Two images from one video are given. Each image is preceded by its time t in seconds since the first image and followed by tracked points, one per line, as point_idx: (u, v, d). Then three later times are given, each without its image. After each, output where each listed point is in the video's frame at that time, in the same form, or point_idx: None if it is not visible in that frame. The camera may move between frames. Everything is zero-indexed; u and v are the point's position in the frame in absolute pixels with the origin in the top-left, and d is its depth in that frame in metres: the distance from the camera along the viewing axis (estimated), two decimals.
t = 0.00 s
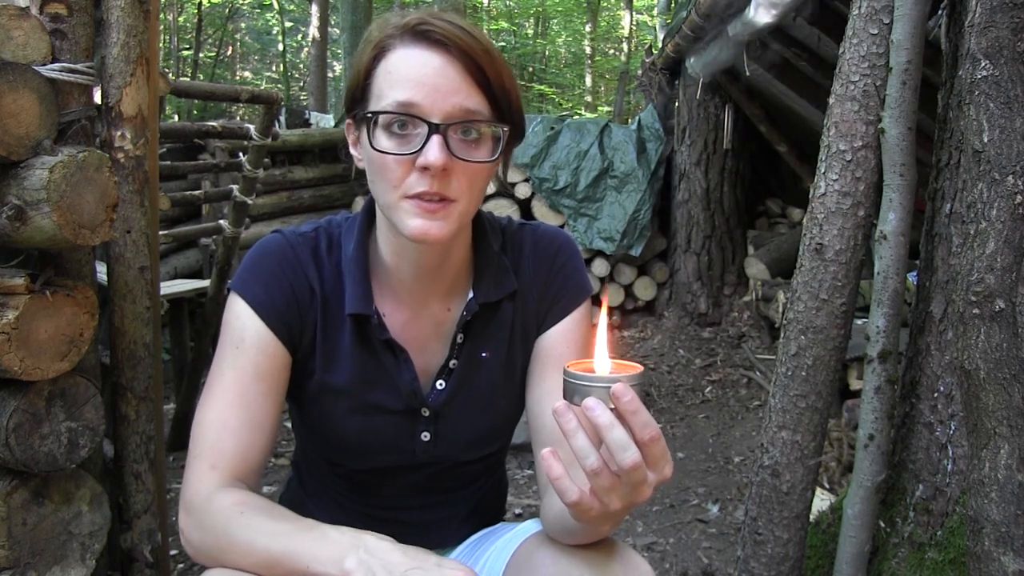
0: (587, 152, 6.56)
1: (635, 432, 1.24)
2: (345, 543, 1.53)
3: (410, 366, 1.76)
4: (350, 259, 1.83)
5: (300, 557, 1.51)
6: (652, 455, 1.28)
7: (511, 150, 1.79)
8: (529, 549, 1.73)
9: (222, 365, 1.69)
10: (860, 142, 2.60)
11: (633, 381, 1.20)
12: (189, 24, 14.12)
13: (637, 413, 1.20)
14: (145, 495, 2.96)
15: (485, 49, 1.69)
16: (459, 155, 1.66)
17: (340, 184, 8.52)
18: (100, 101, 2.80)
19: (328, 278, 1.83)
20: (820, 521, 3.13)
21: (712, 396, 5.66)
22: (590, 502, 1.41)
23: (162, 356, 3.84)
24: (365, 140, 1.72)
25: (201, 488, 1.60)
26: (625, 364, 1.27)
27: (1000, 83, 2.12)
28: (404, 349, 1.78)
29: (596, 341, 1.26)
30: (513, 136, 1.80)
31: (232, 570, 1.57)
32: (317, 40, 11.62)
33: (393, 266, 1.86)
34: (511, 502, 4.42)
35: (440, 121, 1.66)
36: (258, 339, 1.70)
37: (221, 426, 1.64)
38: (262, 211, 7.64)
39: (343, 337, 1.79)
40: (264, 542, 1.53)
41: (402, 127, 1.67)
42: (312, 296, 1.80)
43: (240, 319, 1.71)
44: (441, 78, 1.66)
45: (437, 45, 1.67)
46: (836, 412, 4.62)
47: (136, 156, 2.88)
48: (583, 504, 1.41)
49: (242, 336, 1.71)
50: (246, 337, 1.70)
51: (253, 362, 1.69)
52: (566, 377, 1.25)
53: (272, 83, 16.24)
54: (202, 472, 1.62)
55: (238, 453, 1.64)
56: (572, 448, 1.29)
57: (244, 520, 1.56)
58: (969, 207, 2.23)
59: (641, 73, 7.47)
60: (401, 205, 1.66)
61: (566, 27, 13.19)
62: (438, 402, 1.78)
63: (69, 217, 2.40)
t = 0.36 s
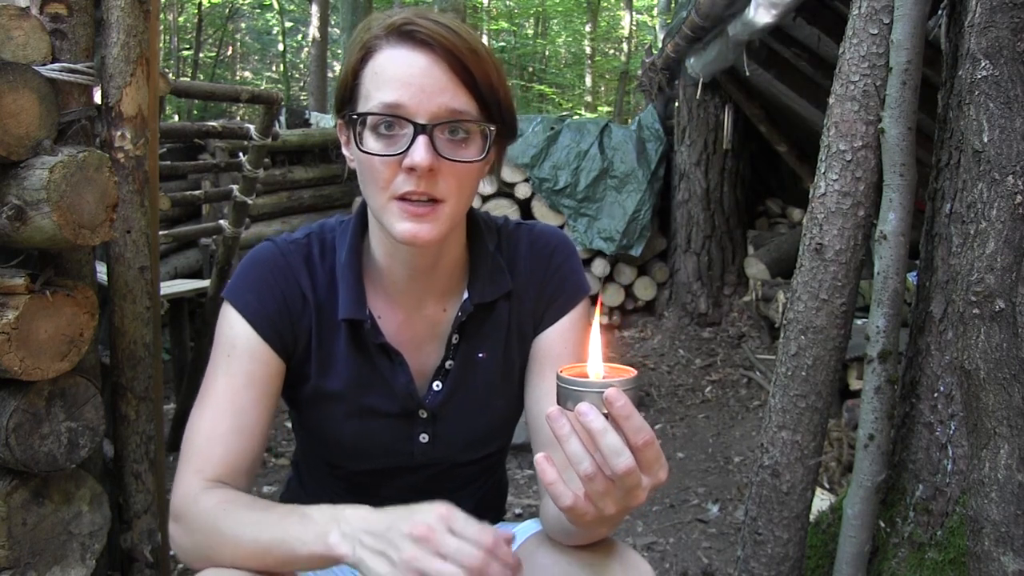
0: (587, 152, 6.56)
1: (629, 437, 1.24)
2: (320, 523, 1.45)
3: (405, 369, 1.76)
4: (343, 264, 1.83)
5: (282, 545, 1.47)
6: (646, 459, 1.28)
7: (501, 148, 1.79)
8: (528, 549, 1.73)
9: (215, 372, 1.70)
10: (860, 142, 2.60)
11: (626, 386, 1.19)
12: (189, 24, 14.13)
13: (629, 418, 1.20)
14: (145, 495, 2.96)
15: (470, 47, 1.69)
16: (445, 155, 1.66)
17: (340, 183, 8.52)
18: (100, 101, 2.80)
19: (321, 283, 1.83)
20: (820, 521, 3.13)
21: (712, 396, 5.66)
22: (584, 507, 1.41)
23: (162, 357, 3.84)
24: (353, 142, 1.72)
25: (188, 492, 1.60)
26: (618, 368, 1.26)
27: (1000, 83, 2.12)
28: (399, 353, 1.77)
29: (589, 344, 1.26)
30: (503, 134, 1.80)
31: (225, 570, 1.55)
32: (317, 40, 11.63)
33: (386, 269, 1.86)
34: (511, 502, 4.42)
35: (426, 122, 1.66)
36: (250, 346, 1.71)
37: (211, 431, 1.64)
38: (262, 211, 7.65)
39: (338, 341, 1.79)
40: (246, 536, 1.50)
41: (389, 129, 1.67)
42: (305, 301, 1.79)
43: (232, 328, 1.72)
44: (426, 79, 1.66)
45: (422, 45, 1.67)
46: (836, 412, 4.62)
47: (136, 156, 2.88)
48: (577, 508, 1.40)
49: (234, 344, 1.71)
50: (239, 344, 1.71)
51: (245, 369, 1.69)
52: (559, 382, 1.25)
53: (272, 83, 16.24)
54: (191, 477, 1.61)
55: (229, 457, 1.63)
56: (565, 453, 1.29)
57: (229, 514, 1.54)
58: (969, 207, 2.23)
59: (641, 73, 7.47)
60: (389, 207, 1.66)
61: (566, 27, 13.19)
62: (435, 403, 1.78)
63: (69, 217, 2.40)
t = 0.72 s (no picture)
0: (586, 152, 6.56)
1: (626, 438, 1.24)
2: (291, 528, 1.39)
3: (404, 368, 1.76)
4: (341, 263, 1.83)
5: (269, 548, 1.45)
6: (644, 461, 1.28)
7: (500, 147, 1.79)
8: (528, 550, 1.73)
9: (212, 372, 1.70)
10: (860, 142, 2.60)
11: (623, 388, 1.19)
12: (189, 24, 14.12)
13: (628, 420, 1.19)
14: (145, 495, 2.95)
15: (472, 47, 1.69)
16: (448, 154, 1.65)
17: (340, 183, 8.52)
18: (100, 101, 2.80)
19: (319, 283, 1.83)
20: (820, 521, 3.13)
21: (712, 396, 5.66)
22: (582, 509, 1.40)
23: (162, 357, 3.84)
24: (355, 141, 1.71)
25: (183, 491, 1.60)
26: (615, 370, 1.26)
27: (1000, 84, 2.12)
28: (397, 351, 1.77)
29: (586, 346, 1.25)
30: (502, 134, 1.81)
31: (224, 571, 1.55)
32: (317, 40, 11.62)
33: (385, 268, 1.86)
34: (511, 502, 4.42)
35: (429, 121, 1.66)
36: (247, 345, 1.71)
37: (208, 429, 1.64)
38: (262, 211, 7.65)
39: (337, 341, 1.79)
40: (234, 538, 1.48)
41: (392, 127, 1.67)
42: (303, 301, 1.79)
43: (230, 327, 1.72)
44: (429, 77, 1.66)
45: (425, 44, 1.67)
46: (836, 412, 4.62)
47: (136, 156, 2.88)
48: (575, 511, 1.40)
49: (232, 343, 1.71)
50: (237, 343, 1.71)
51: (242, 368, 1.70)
52: (556, 384, 1.24)
53: (272, 83, 16.24)
54: (186, 476, 1.61)
55: (226, 455, 1.63)
56: (563, 455, 1.28)
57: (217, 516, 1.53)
58: (969, 207, 2.23)
59: (641, 73, 7.47)
60: (393, 206, 1.66)
61: (566, 27, 13.19)
62: (433, 403, 1.78)
63: (69, 217, 2.40)
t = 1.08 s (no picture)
0: (587, 152, 6.56)
1: (636, 436, 1.24)
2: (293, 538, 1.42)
3: (409, 367, 1.76)
4: (348, 261, 1.83)
5: (276, 554, 1.47)
6: (652, 460, 1.28)
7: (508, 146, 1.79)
8: (529, 550, 1.73)
9: (219, 369, 1.70)
10: (860, 142, 2.60)
11: (633, 385, 1.20)
12: (189, 24, 14.12)
13: (637, 418, 1.20)
14: (145, 495, 2.95)
15: (480, 44, 1.69)
16: (454, 150, 1.65)
17: (340, 184, 8.52)
18: (100, 101, 2.80)
19: (325, 281, 1.83)
20: (820, 521, 3.13)
21: (712, 396, 5.66)
22: (589, 507, 1.39)
23: (162, 357, 3.85)
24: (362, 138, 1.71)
25: (189, 490, 1.60)
26: (625, 368, 1.27)
27: (1000, 84, 2.12)
28: (402, 351, 1.77)
29: (597, 342, 1.26)
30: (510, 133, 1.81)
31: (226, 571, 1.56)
32: (317, 39, 11.62)
33: (391, 266, 1.86)
34: (511, 502, 4.42)
35: (435, 117, 1.66)
36: (254, 344, 1.71)
37: (215, 428, 1.64)
38: (262, 211, 7.65)
39: (342, 340, 1.79)
40: (239, 543, 1.50)
41: (398, 124, 1.67)
42: (309, 299, 1.79)
43: (237, 325, 1.72)
44: (436, 74, 1.66)
45: (433, 41, 1.68)
46: (837, 412, 4.62)
47: (136, 156, 2.88)
48: (583, 509, 1.39)
49: (238, 341, 1.71)
50: (243, 341, 1.71)
51: (249, 367, 1.70)
52: (566, 380, 1.25)
53: (272, 83, 16.24)
54: (193, 474, 1.62)
55: (232, 453, 1.64)
56: (572, 452, 1.28)
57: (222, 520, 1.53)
58: (969, 207, 2.23)
59: (641, 73, 7.47)
60: (397, 202, 1.66)
61: (566, 27, 13.19)
62: (437, 401, 1.78)
63: (69, 217, 2.40)
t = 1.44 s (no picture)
0: (587, 152, 6.57)
1: (646, 435, 1.23)
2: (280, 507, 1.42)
3: (412, 372, 1.77)
4: (350, 268, 1.83)
5: (268, 530, 1.46)
6: (662, 458, 1.28)
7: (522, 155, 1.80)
8: (530, 550, 1.73)
9: (219, 380, 1.70)
10: (860, 142, 2.60)
11: (644, 385, 1.20)
12: (189, 24, 14.12)
13: (648, 417, 1.20)
14: (145, 495, 2.95)
15: (508, 56, 1.71)
16: (478, 159, 1.66)
17: (340, 184, 8.52)
18: (100, 101, 2.80)
19: (327, 288, 1.83)
20: (820, 521, 3.13)
21: (712, 396, 5.66)
22: (599, 505, 1.38)
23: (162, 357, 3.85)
24: (382, 137, 1.70)
25: (187, 491, 1.61)
26: (635, 368, 1.28)
27: (1000, 84, 2.12)
28: (406, 355, 1.78)
29: (607, 342, 1.27)
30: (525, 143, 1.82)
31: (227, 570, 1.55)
32: (317, 39, 11.62)
33: (398, 267, 1.86)
34: (511, 502, 4.42)
35: (461, 125, 1.66)
36: (255, 352, 1.70)
37: (215, 434, 1.64)
38: (262, 211, 7.65)
39: (345, 344, 1.79)
40: (232, 523, 1.51)
41: (423, 129, 1.66)
42: (310, 305, 1.79)
43: (238, 334, 1.71)
44: (466, 82, 1.66)
45: (464, 49, 1.68)
46: (837, 412, 4.62)
47: (136, 156, 2.88)
48: (592, 507, 1.38)
49: (239, 351, 1.71)
50: (244, 349, 1.71)
51: (250, 375, 1.70)
52: (576, 379, 1.26)
53: (272, 83, 16.24)
54: (191, 478, 1.62)
55: (233, 458, 1.64)
56: (583, 450, 1.28)
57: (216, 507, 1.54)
58: (969, 207, 2.23)
59: (641, 73, 7.47)
60: (418, 206, 1.65)
61: (566, 27, 13.20)
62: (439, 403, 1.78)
63: (69, 217, 2.40)
